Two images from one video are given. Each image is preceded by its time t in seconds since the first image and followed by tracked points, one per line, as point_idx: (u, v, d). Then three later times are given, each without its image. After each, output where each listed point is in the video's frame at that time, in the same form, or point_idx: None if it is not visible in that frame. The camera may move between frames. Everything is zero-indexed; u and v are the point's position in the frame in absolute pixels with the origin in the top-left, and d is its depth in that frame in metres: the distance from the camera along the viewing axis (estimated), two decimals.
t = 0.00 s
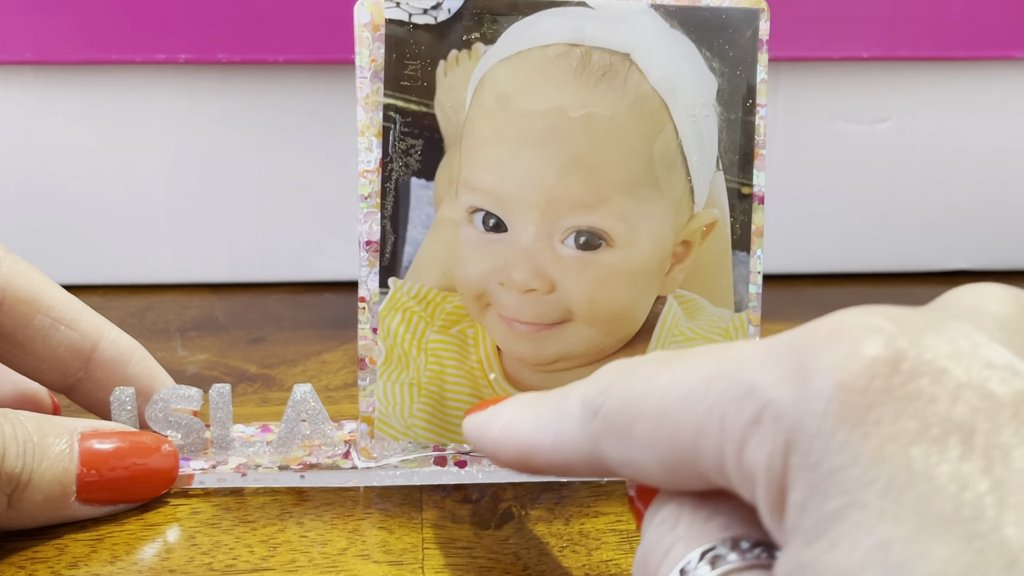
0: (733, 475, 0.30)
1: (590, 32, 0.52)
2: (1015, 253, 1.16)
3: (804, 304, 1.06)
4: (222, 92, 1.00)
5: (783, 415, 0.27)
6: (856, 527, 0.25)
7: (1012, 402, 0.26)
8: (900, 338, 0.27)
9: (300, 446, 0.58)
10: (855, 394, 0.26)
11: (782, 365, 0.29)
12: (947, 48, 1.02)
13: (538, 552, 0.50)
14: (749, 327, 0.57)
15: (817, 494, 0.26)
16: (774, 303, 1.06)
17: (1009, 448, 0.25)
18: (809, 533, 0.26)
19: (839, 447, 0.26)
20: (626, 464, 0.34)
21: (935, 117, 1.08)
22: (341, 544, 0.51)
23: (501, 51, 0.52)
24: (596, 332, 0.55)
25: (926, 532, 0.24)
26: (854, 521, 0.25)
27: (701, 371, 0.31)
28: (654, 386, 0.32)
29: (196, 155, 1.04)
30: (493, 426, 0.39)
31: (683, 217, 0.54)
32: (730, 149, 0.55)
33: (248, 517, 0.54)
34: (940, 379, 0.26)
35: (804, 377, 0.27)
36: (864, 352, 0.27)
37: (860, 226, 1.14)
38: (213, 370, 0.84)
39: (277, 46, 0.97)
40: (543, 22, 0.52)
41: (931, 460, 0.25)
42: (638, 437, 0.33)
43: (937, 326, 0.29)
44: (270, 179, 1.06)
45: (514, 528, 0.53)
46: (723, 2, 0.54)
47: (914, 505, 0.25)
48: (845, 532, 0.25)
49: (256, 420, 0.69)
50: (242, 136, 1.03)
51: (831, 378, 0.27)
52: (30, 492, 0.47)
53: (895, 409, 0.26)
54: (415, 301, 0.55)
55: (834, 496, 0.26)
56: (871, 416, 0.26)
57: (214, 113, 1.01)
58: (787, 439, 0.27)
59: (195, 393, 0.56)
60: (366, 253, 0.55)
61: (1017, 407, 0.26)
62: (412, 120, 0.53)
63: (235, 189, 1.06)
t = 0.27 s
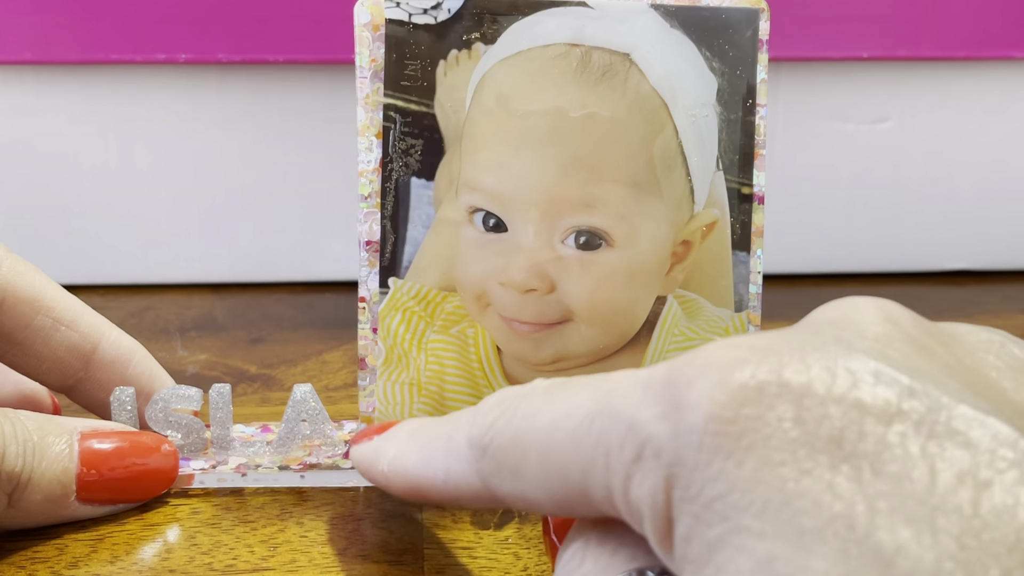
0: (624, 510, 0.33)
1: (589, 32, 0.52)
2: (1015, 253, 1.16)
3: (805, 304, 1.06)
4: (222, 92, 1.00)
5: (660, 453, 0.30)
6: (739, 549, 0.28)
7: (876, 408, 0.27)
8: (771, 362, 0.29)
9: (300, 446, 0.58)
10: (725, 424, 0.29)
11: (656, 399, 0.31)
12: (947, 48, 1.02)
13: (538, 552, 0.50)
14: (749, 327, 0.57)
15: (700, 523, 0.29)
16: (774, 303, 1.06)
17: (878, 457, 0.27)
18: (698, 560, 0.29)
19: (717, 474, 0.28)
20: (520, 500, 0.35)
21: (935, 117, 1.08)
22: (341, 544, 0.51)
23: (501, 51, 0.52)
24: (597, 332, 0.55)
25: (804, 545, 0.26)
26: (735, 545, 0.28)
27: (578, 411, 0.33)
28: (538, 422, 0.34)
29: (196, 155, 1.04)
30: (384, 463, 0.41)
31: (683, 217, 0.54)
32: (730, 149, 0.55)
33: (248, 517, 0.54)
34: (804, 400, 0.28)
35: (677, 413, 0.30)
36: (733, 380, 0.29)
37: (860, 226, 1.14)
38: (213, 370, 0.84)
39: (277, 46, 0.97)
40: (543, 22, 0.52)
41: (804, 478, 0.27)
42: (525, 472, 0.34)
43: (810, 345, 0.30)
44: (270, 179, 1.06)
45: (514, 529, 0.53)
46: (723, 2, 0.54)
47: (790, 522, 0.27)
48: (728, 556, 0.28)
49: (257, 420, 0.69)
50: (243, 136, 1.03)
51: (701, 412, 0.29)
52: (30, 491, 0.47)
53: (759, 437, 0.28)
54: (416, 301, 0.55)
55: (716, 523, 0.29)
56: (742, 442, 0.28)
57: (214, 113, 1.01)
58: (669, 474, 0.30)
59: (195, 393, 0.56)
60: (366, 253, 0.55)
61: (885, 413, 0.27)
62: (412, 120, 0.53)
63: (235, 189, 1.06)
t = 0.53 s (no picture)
0: (665, 493, 0.30)
1: (589, 32, 0.52)
2: (1015, 253, 1.16)
3: (805, 304, 1.06)
4: (222, 92, 1.00)
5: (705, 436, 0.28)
6: (778, 543, 0.25)
7: (923, 402, 0.26)
8: (822, 350, 0.28)
9: (300, 446, 0.58)
10: (771, 410, 0.26)
11: (700, 385, 0.29)
12: (947, 48, 1.02)
13: (538, 553, 0.50)
14: (749, 327, 0.57)
15: (742, 511, 0.27)
16: (774, 303, 1.06)
17: (927, 455, 0.25)
18: (735, 551, 0.27)
19: (760, 462, 0.26)
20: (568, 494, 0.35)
21: (935, 116, 1.08)
22: (341, 544, 0.51)
23: (501, 51, 0.52)
24: (596, 331, 0.55)
25: (844, 544, 0.24)
26: (776, 537, 0.26)
27: (630, 397, 0.31)
28: (582, 410, 0.32)
29: (196, 155, 1.04)
30: (448, 462, 0.38)
31: (682, 217, 0.54)
32: (730, 149, 0.55)
33: (248, 517, 0.54)
34: (854, 390, 0.26)
35: (724, 394, 0.28)
36: (782, 369, 0.27)
37: (859, 226, 1.14)
38: (213, 370, 0.84)
39: (277, 46, 0.97)
40: (543, 22, 0.52)
41: (848, 471, 0.25)
42: (579, 462, 0.32)
43: (860, 336, 0.28)
44: (270, 179, 1.06)
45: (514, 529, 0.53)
46: (723, 2, 0.54)
47: (833, 517, 0.25)
48: (767, 549, 0.26)
49: (257, 420, 0.69)
50: (243, 136, 1.03)
51: (748, 397, 0.27)
52: (30, 490, 0.47)
53: (807, 425, 0.26)
54: (415, 301, 0.55)
55: (756, 512, 0.26)
56: (787, 431, 0.26)
57: (214, 113, 1.01)
58: (709, 459, 0.28)
59: (195, 393, 0.57)
60: (366, 253, 0.55)
61: (937, 408, 0.26)
62: (412, 120, 0.53)
63: (235, 189, 1.06)
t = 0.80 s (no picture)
0: (779, 454, 0.33)
1: (589, 32, 0.52)
2: (1014, 253, 1.16)
3: (804, 304, 1.06)
4: (222, 92, 1.00)
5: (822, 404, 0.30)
6: (883, 508, 0.28)
7: None
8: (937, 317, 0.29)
9: (300, 446, 0.58)
10: (885, 376, 0.29)
11: (819, 353, 0.31)
12: (947, 49, 1.02)
13: (538, 553, 0.50)
14: (749, 327, 0.57)
15: (848, 474, 0.29)
16: (773, 303, 1.06)
17: None
18: (838, 512, 0.30)
19: (872, 427, 0.29)
20: (691, 456, 0.38)
21: (935, 117, 1.08)
22: (341, 544, 0.51)
23: (501, 51, 0.52)
24: (596, 332, 0.55)
25: (947, 517, 0.27)
26: (880, 503, 0.28)
27: (749, 361, 0.34)
28: (711, 379, 0.36)
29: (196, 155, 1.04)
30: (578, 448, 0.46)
31: (683, 218, 0.53)
32: (730, 150, 0.55)
33: (248, 517, 0.54)
34: (971, 361, 0.29)
35: (836, 356, 0.30)
36: (898, 335, 0.29)
37: (859, 226, 1.14)
38: (213, 370, 0.84)
39: (276, 46, 0.97)
40: (543, 23, 0.52)
41: (958, 443, 0.28)
42: (694, 427, 0.37)
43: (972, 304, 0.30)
44: (271, 179, 1.06)
45: (514, 528, 0.53)
46: (723, 3, 0.54)
47: (938, 488, 0.28)
48: (871, 513, 0.29)
49: (256, 420, 0.69)
50: (243, 136, 1.03)
51: (862, 360, 0.29)
52: (30, 491, 0.47)
53: (923, 391, 0.28)
54: (415, 301, 0.55)
55: (862, 477, 0.29)
56: (900, 398, 0.28)
57: (214, 113, 1.01)
58: (820, 420, 0.30)
59: (195, 394, 0.56)
60: (367, 253, 0.55)
61: None
62: (412, 121, 0.53)
63: (235, 189, 1.06)
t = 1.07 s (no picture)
0: (785, 452, 0.34)
1: (590, 32, 0.52)
2: (1014, 253, 1.16)
3: (804, 304, 1.06)
4: (222, 92, 1.00)
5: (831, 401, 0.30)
6: (890, 506, 0.28)
7: None
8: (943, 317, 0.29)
9: (300, 446, 0.58)
10: (893, 372, 0.29)
11: (828, 350, 0.31)
12: (947, 49, 1.02)
13: (538, 552, 0.50)
14: (750, 327, 0.57)
15: (855, 471, 0.29)
16: (773, 303, 1.06)
17: None
18: (846, 509, 0.30)
19: (879, 423, 0.29)
20: (696, 456, 0.38)
21: (935, 117, 1.08)
22: (341, 544, 0.51)
23: (501, 51, 0.52)
24: (596, 332, 0.55)
25: (954, 515, 0.27)
26: (888, 500, 0.28)
27: (755, 360, 0.34)
28: (718, 378, 0.36)
29: (196, 155, 1.04)
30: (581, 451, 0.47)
31: (683, 218, 0.53)
32: (730, 150, 0.55)
33: (248, 517, 0.54)
34: (979, 360, 0.28)
35: (844, 355, 0.30)
36: (907, 334, 0.29)
37: (859, 226, 1.14)
38: (213, 370, 0.84)
39: (276, 46, 0.97)
40: (543, 23, 0.52)
41: (966, 442, 0.28)
42: (699, 428, 0.37)
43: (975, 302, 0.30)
44: (271, 179, 1.06)
45: (514, 528, 0.53)
46: (724, 3, 0.54)
47: (945, 486, 0.28)
48: (878, 511, 0.29)
49: (256, 420, 0.69)
50: (243, 136, 1.03)
51: (869, 358, 0.29)
52: (30, 491, 0.47)
53: (929, 389, 0.28)
54: (415, 301, 0.55)
55: (869, 474, 0.29)
56: (908, 395, 0.28)
57: (215, 113, 1.02)
58: (829, 417, 0.30)
59: (195, 394, 0.56)
60: (367, 254, 0.55)
61: None
62: (412, 121, 0.53)
63: (235, 189, 1.06)
